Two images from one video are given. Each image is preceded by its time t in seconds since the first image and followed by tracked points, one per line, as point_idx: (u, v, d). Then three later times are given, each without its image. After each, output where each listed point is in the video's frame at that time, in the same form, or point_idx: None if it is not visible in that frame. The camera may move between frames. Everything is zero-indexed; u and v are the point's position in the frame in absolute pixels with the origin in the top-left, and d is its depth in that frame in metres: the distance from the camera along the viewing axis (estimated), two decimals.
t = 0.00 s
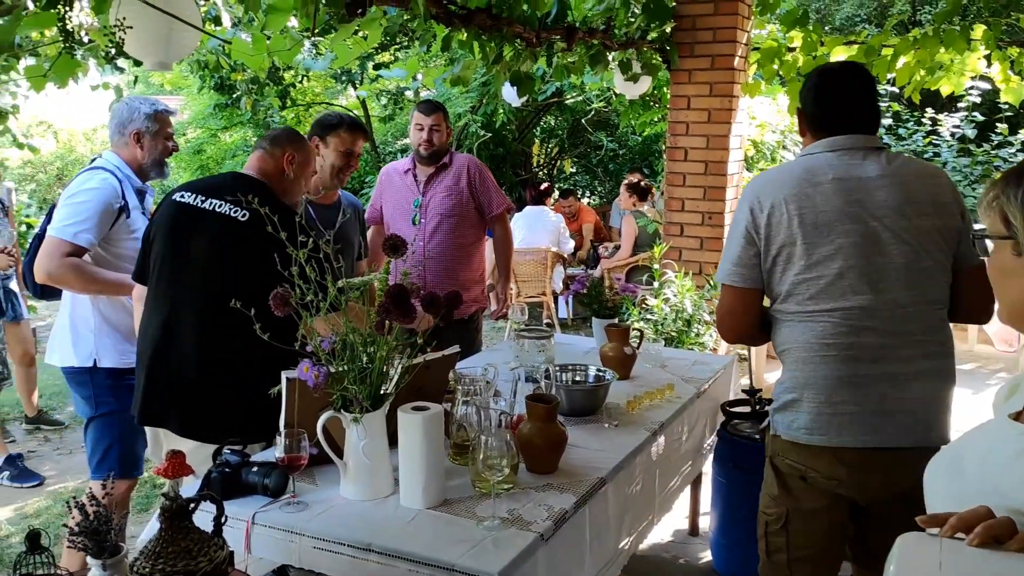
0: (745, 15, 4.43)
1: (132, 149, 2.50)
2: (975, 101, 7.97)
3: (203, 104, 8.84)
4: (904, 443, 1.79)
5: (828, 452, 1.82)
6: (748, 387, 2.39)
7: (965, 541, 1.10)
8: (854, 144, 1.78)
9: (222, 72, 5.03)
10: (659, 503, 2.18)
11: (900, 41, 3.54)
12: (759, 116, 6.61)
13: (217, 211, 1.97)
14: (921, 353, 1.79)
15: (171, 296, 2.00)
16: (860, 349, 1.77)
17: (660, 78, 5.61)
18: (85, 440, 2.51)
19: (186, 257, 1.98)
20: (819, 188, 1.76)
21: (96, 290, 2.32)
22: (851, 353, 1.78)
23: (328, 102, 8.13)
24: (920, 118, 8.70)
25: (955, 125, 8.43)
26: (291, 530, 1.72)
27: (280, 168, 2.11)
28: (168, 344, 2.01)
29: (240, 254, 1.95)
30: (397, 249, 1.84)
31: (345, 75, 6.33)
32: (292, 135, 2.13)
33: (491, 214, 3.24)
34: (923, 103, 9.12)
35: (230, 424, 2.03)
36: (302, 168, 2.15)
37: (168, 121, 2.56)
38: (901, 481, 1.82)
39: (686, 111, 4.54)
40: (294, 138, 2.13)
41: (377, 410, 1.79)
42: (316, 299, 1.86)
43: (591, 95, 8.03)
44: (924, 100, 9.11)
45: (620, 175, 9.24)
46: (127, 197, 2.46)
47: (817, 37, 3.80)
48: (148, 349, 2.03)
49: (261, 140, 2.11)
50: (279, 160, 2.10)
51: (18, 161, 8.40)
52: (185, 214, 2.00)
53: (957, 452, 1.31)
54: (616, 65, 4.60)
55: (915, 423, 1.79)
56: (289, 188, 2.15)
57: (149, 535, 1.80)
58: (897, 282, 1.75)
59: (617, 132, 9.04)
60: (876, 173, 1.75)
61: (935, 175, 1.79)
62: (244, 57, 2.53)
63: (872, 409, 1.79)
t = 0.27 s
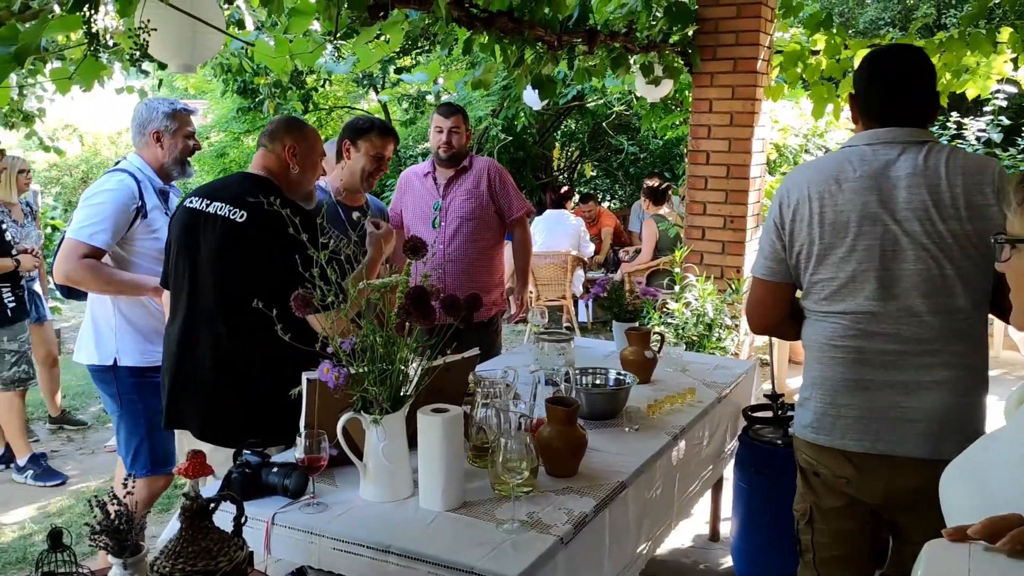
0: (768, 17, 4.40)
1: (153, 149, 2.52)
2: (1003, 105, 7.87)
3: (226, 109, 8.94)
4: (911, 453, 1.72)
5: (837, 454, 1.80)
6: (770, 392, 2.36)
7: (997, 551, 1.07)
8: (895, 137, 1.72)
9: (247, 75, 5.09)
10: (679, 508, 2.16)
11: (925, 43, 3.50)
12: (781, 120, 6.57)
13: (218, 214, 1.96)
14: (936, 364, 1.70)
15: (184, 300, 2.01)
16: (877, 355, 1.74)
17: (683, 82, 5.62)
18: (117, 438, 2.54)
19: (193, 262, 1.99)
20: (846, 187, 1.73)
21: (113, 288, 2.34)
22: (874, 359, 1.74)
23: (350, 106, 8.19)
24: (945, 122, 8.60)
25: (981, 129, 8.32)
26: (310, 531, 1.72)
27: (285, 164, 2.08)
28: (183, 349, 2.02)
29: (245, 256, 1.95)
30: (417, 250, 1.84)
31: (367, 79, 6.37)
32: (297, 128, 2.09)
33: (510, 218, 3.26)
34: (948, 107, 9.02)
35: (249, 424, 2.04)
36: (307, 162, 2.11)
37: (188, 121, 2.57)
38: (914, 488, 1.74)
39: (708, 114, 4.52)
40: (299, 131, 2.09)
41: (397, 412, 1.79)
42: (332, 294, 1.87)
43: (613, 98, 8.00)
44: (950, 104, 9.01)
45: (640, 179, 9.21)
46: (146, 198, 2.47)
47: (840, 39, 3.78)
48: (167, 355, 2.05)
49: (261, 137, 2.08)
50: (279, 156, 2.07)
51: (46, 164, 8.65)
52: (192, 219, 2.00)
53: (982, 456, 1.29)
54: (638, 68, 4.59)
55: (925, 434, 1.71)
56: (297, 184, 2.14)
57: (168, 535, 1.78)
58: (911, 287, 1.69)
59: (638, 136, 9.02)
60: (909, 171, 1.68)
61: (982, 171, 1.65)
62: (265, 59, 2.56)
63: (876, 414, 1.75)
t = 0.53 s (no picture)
0: (786, 17, 4.38)
1: (167, 146, 2.54)
2: None
3: (243, 109, 9.01)
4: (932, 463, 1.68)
5: (860, 460, 1.79)
6: (786, 394, 2.34)
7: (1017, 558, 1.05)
8: (931, 136, 1.66)
9: (264, 75, 5.12)
10: (693, 510, 2.14)
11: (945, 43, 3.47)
12: (799, 121, 6.53)
13: (218, 216, 1.97)
14: (961, 375, 1.65)
15: (192, 302, 2.05)
16: (900, 363, 1.71)
17: (701, 82, 5.61)
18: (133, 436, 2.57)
19: (199, 264, 2.02)
20: (872, 191, 1.69)
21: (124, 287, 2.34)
22: (893, 364, 1.72)
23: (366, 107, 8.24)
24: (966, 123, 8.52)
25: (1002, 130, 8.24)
26: (323, 530, 1.72)
27: (286, 161, 2.07)
28: (193, 350, 2.06)
29: (243, 257, 1.95)
30: (431, 250, 1.84)
31: (382, 79, 6.40)
32: (299, 125, 2.07)
33: (522, 228, 3.24)
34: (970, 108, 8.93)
35: (256, 426, 2.05)
36: (308, 159, 2.08)
37: (202, 118, 2.58)
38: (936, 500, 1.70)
39: (725, 115, 4.52)
40: (301, 126, 2.07)
41: (410, 411, 1.78)
42: (331, 293, 1.85)
43: (628, 98, 7.98)
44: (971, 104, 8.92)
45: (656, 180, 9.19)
46: (161, 197, 2.49)
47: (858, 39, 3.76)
48: (181, 354, 2.09)
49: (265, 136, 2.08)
50: (280, 153, 2.06)
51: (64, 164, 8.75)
52: (196, 221, 2.02)
53: (992, 456, 1.26)
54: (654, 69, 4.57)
55: (943, 440, 1.69)
56: (300, 183, 2.12)
57: (183, 533, 1.78)
58: (932, 296, 1.64)
59: (654, 137, 8.98)
60: (938, 174, 1.62)
61: (1017, 176, 1.58)
62: (282, 58, 2.58)
63: (892, 422, 1.72)
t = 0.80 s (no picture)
0: (797, 16, 4.38)
1: (173, 143, 2.54)
2: None
3: (253, 108, 9.06)
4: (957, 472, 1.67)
5: (887, 466, 1.78)
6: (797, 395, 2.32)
7: None
8: (964, 137, 1.64)
9: (275, 73, 5.14)
10: (703, 512, 2.13)
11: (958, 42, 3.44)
12: (810, 120, 6.51)
13: (220, 215, 1.96)
14: (987, 385, 1.63)
15: (196, 304, 2.03)
16: (919, 368, 1.70)
17: (710, 81, 5.65)
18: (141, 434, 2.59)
19: (202, 265, 2.00)
20: (899, 194, 1.67)
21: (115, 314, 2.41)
22: (915, 373, 1.70)
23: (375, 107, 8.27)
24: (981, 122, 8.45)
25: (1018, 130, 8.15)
26: (332, 530, 1.71)
27: (289, 158, 2.06)
28: (199, 351, 2.05)
29: (247, 257, 1.94)
30: (441, 248, 1.83)
31: (392, 78, 6.42)
32: (306, 123, 2.05)
33: (529, 231, 3.21)
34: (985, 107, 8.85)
35: (263, 425, 2.04)
36: (313, 158, 2.06)
37: (206, 113, 2.59)
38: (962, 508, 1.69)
39: (735, 114, 4.52)
40: (306, 123, 2.05)
41: (419, 410, 1.78)
42: (339, 291, 1.84)
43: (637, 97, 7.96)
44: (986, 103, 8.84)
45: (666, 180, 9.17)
46: (170, 197, 2.49)
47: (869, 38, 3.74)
48: (187, 354, 2.08)
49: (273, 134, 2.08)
50: (282, 152, 2.05)
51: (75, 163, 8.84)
52: (200, 220, 2.01)
53: (1011, 459, 1.24)
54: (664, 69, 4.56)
55: (955, 442, 1.67)
56: (305, 183, 2.10)
57: (191, 531, 1.77)
58: (956, 302, 1.62)
59: (663, 136, 8.95)
60: (968, 178, 1.60)
61: None
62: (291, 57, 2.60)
63: (917, 429, 1.71)
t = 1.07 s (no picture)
0: (803, 14, 4.38)
1: (174, 141, 2.55)
2: None
3: (259, 106, 9.08)
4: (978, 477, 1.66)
5: (907, 470, 1.80)
6: (803, 394, 2.31)
7: None
8: (989, 135, 1.63)
9: (280, 70, 5.14)
10: (708, 511, 2.12)
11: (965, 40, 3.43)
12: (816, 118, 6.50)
13: (221, 213, 1.96)
14: (1009, 390, 1.63)
15: (198, 302, 2.03)
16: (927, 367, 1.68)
17: (716, 79, 5.65)
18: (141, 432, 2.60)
19: (203, 263, 2.00)
20: (922, 193, 1.65)
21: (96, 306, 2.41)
22: (935, 376, 1.71)
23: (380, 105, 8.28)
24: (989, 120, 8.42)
25: None
26: (335, 528, 1.70)
27: (294, 155, 2.05)
28: (202, 349, 2.06)
29: (249, 255, 1.94)
30: (445, 245, 1.83)
31: (396, 77, 6.43)
32: (311, 121, 2.04)
33: (536, 227, 3.22)
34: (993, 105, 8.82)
35: (266, 423, 2.04)
36: (315, 156, 2.05)
37: (206, 110, 2.59)
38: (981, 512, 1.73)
39: (740, 112, 4.53)
40: (309, 121, 2.04)
41: (423, 408, 1.77)
42: (342, 288, 1.84)
43: (643, 95, 7.95)
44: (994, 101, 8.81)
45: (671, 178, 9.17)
46: (167, 194, 2.48)
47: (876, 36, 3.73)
48: (190, 351, 2.09)
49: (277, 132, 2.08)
50: (286, 149, 2.05)
51: (81, 161, 8.96)
52: (202, 218, 2.01)
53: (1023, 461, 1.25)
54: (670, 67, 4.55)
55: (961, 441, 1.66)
56: (308, 181, 2.09)
57: (195, 528, 1.77)
58: (982, 305, 1.61)
59: (667, 135, 8.94)
60: (993, 178, 1.59)
61: None
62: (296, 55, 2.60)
63: (935, 433, 1.73)
